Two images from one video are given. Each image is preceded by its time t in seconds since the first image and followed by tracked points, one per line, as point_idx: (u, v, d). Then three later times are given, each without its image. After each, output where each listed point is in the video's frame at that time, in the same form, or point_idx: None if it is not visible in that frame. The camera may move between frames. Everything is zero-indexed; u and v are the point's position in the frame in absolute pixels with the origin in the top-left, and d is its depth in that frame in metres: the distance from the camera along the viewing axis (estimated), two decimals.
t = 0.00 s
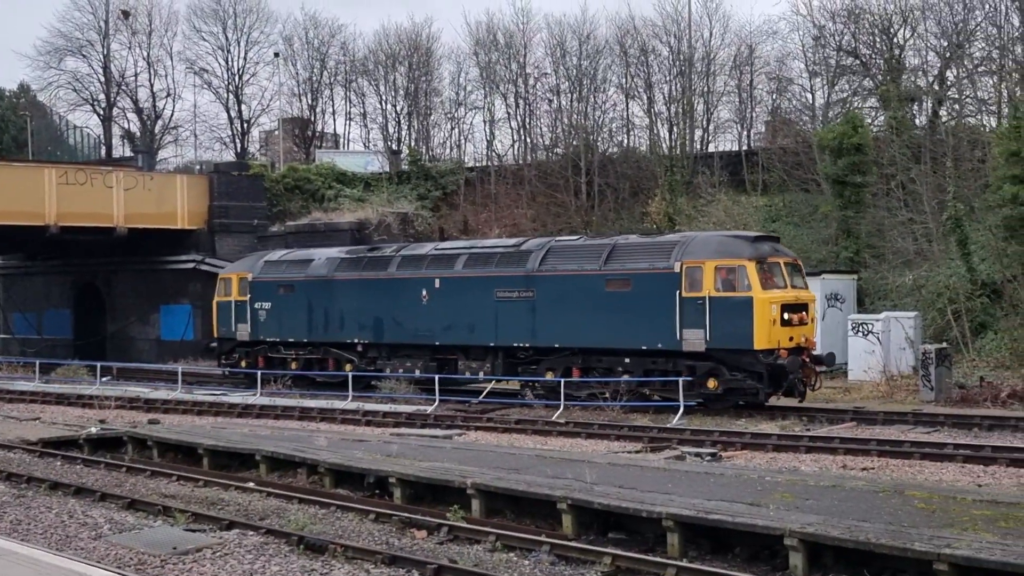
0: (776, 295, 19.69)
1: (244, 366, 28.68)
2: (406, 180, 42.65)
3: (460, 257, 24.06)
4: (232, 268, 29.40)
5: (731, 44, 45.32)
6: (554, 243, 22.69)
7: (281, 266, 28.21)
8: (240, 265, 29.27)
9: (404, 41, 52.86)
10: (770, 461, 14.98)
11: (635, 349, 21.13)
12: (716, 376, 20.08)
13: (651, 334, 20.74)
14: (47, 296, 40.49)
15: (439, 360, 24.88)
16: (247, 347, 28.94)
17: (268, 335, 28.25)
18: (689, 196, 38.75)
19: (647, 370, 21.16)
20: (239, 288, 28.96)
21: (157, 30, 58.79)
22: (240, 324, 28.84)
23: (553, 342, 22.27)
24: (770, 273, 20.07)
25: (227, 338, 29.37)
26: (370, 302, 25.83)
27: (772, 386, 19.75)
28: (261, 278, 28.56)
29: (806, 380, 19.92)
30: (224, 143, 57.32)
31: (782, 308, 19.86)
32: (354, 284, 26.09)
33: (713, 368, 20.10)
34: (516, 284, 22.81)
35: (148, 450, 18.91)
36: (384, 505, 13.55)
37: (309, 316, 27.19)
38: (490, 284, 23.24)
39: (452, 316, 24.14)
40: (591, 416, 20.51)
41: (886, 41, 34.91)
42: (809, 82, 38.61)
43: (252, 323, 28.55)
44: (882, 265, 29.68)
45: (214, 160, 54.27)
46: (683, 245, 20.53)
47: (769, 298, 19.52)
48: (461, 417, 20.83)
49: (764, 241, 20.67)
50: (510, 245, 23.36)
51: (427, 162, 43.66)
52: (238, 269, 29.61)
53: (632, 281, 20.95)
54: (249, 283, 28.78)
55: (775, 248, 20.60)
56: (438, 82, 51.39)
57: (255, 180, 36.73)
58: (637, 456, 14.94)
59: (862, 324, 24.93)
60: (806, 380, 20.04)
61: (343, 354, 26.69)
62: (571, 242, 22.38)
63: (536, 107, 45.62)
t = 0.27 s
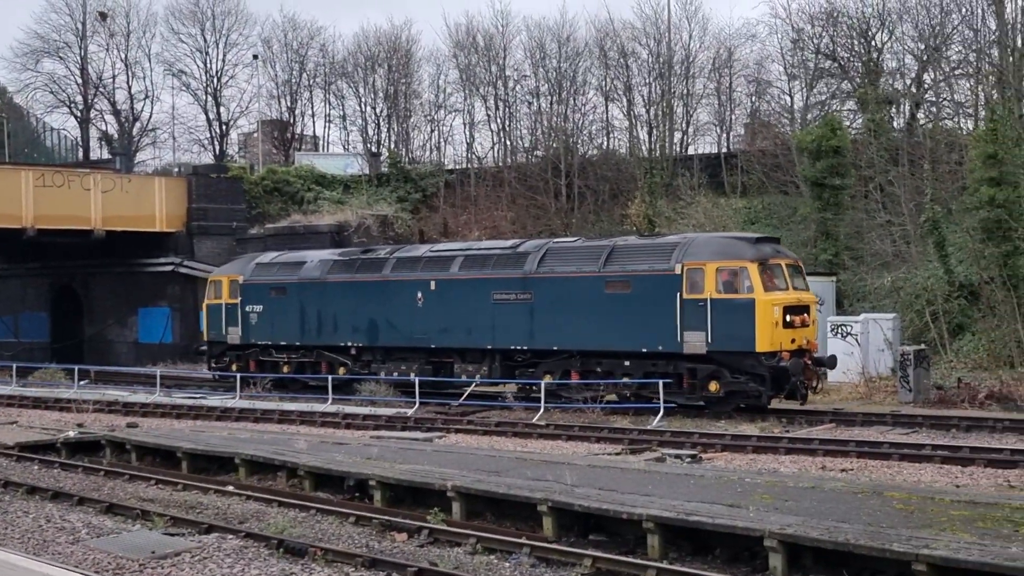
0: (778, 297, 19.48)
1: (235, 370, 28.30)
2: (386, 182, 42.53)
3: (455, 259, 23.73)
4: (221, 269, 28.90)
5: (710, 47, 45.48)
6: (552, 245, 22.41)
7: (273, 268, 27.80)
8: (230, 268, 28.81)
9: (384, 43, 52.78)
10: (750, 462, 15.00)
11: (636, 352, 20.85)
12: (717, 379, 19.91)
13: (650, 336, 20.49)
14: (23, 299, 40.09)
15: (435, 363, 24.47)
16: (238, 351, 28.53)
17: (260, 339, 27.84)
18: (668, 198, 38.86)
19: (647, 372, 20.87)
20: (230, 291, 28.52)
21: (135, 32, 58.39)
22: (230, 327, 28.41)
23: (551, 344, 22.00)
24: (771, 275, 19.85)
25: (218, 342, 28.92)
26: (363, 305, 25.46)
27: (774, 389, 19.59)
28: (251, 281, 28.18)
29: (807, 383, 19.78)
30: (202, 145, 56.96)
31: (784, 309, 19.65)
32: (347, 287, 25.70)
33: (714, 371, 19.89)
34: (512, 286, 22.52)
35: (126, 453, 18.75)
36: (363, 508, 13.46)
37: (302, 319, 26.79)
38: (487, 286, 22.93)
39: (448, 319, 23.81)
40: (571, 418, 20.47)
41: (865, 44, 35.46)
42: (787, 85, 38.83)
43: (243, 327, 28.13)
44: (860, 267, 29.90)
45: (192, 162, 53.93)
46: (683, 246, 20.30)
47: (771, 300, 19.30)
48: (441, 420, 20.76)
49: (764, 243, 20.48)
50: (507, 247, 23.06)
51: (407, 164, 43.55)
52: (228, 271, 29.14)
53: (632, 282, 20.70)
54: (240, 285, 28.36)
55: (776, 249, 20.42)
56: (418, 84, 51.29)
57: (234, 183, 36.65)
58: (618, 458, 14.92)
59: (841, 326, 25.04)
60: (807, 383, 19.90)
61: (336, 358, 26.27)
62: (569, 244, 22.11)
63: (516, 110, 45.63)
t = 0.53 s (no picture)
0: (782, 297, 19.32)
1: (226, 372, 27.90)
2: (367, 183, 42.40)
3: (453, 260, 23.45)
4: (213, 270, 28.52)
5: (690, 48, 45.60)
6: (551, 245, 22.19)
7: (265, 269, 27.39)
8: (222, 268, 28.41)
9: (364, 44, 52.65)
10: (731, 462, 15.03)
11: (638, 354, 20.66)
12: (721, 380, 19.77)
13: (653, 337, 20.28)
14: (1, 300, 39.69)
15: (431, 365, 24.18)
16: (230, 352, 28.14)
17: (252, 340, 27.39)
18: (649, 199, 38.89)
19: (648, 374, 20.73)
20: (222, 292, 28.12)
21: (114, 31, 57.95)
22: (222, 328, 28.00)
23: (551, 345, 21.75)
24: (775, 275, 19.68)
25: (209, 343, 28.48)
26: (358, 306, 25.07)
27: (778, 390, 19.37)
28: (244, 282, 27.75)
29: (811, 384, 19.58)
30: (182, 146, 56.59)
31: (788, 310, 19.48)
32: (342, 287, 25.33)
33: (717, 372, 19.76)
34: (512, 287, 22.24)
35: (105, 456, 18.59)
36: (344, 510, 13.39)
37: (295, 321, 26.36)
38: (485, 287, 22.65)
39: (446, 319, 23.49)
40: (553, 419, 20.48)
41: (843, 45, 35.64)
42: (767, 86, 39.05)
43: (235, 328, 27.65)
44: (840, 267, 30.08)
45: (172, 163, 53.59)
46: (685, 246, 20.12)
47: (775, 300, 19.14)
48: (423, 421, 20.70)
49: (767, 242, 20.31)
50: (505, 247, 22.82)
51: (388, 165, 43.42)
52: (219, 271, 28.74)
53: (634, 282, 20.49)
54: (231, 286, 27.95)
55: (778, 249, 20.25)
56: (398, 84, 51.15)
57: (214, 183, 36.42)
58: (599, 459, 14.93)
59: (821, 326, 25.16)
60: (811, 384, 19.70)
61: (331, 359, 26.00)
62: (568, 244, 21.90)
63: (497, 110, 45.58)
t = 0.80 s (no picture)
0: (791, 296, 19.09)
1: (225, 372, 27.53)
2: (353, 182, 42.29)
3: (455, 258, 23.11)
4: (209, 270, 28.13)
5: (676, 47, 45.63)
6: (555, 243, 21.88)
7: (263, 268, 27.00)
8: (220, 267, 27.99)
9: (350, 42, 52.52)
10: (717, 461, 15.03)
11: (645, 353, 20.38)
12: (729, 379, 19.48)
13: (660, 336, 20.01)
14: None
15: (433, 364, 23.82)
16: (228, 352, 27.75)
17: (251, 340, 27.01)
18: (636, 197, 38.87)
19: (655, 373, 20.46)
20: (219, 291, 27.71)
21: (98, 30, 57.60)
22: (220, 328, 27.60)
23: (556, 344, 21.49)
24: (783, 273, 19.43)
25: (206, 343, 28.09)
26: (359, 305, 24.75)
27: (787, 389, 19.14)
28: (241, 281, 27.38)
29: (820, 384, 19.37)
30: (167, 145, 56.31)
31: (797, 309, 19.26)
32: (342, 287, 24.95)
33: (726, 371, 19.45)
34: (515, 286, 21.97)
35: (90, 456, 18.48)
36: (331, 509, 13.34)
37: (295, 320, 25.99)
38: (489, 285, 22.36)
39: (449, 319, 23.17)
40: (539, 418, 20.49)
41: (828, 44, 35.75)
42: (753, 85, 39.20)
43: (233, 328, 27.28)
44: (826, 266, 30.20)
45: (157, 162, 53.32)
46: (692, 244, 19.83)
47: (784, 299, 18.90)
48: (409, 420, 20.65)
49: (775, 240, 20.05)
50: (508, 245, 22.50)
51: (374, 164, 43.31)
52: (217, 270, 28.34)
53: (640, 281, 20.22)
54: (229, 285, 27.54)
55: (787, 247, 20.00)
56: (384, 83, 51.04)
57: (199, 182, 36.26)
58: (586, 457, 14.91)
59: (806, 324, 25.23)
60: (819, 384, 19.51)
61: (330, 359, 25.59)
62: (573, 242, 21.60)
63: (483, 109, 45.50)
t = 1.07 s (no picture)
0: (795, 293, 18.84)
1: (217, 371, 26.84)
2: (333, 180, 42.12)
3: (453, 255, 22.69)
4: (200, 267, 27.37)
5: (656, 45, 45.66)
6: (554, 240, 21.51)
7: (255, 265, 26.34)
8: (212, 264, 27.22)
9: (330, 40, 52.31)
10: (698, 458, 15.04)
11: (647, 351, 20.12)
12: (733, 377, 19.19)
13: (664, 335, 19.71)
14: None
15: (432, 362, 23.36)
16: (220, 351, 27.04)
17: (243, 339, 26.37)
18: (616, 195, 38.87)
19: (657, 372, 20.22)
20: (212, 288, 26.96)
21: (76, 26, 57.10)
22: (212, 326, 26.85)
23: (557, 342, 21.09)
24: (787, 269, 19.18)
25: (197, 342, 27.34)
26: (355, 303, 24.15)
27: (791, 387, 18.88)
28: (234, 279, 26.65)
29: (824, 382, 19.09)
30: (145, 143, 55.90)
31: (801, 305, 19.00)
32: (337, 284, 24.41)
33: (729, 369, 19.18)
34: (515, 283, 21.54)
35: (69, 455, 18.29)
36: (311, 508, 13.25)
37: (288, 318, 25.41)
38: (488, 283, 21.91)
39: (447, 317, 22.70)
40: (520, 415, 20.48)
41: (808, 42, 35.88)
42: (733, 83, 39.30)
43: (225, 327, 26.56)
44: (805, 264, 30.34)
45: (135, 160, 52.93)
46: (695, 241, 19.54)
47: (788, 295, 18.64)
48: (390, 418, 20.57)
49: (778, 236, 19.78)
50: (506, 242, 22.09)
51: (354, 162, 43.15)
52: (207, 267, 27.58)
53: (643, 279, 19.91)
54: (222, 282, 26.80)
55: (790, 243, 19.74)
56: (365, 80, 50.84)
57: (178, 180, 36.01)
58: (567, 455, 14.87)
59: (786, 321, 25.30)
60: (824, 382, 19.21)
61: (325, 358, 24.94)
62: (573, 239, 21.24)
63: (464, 107, 45.39)
